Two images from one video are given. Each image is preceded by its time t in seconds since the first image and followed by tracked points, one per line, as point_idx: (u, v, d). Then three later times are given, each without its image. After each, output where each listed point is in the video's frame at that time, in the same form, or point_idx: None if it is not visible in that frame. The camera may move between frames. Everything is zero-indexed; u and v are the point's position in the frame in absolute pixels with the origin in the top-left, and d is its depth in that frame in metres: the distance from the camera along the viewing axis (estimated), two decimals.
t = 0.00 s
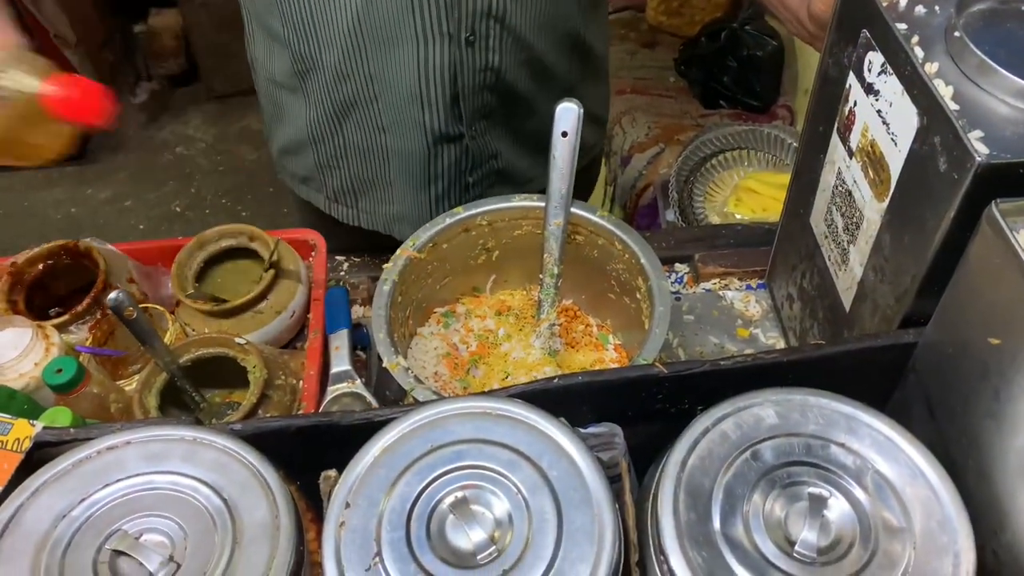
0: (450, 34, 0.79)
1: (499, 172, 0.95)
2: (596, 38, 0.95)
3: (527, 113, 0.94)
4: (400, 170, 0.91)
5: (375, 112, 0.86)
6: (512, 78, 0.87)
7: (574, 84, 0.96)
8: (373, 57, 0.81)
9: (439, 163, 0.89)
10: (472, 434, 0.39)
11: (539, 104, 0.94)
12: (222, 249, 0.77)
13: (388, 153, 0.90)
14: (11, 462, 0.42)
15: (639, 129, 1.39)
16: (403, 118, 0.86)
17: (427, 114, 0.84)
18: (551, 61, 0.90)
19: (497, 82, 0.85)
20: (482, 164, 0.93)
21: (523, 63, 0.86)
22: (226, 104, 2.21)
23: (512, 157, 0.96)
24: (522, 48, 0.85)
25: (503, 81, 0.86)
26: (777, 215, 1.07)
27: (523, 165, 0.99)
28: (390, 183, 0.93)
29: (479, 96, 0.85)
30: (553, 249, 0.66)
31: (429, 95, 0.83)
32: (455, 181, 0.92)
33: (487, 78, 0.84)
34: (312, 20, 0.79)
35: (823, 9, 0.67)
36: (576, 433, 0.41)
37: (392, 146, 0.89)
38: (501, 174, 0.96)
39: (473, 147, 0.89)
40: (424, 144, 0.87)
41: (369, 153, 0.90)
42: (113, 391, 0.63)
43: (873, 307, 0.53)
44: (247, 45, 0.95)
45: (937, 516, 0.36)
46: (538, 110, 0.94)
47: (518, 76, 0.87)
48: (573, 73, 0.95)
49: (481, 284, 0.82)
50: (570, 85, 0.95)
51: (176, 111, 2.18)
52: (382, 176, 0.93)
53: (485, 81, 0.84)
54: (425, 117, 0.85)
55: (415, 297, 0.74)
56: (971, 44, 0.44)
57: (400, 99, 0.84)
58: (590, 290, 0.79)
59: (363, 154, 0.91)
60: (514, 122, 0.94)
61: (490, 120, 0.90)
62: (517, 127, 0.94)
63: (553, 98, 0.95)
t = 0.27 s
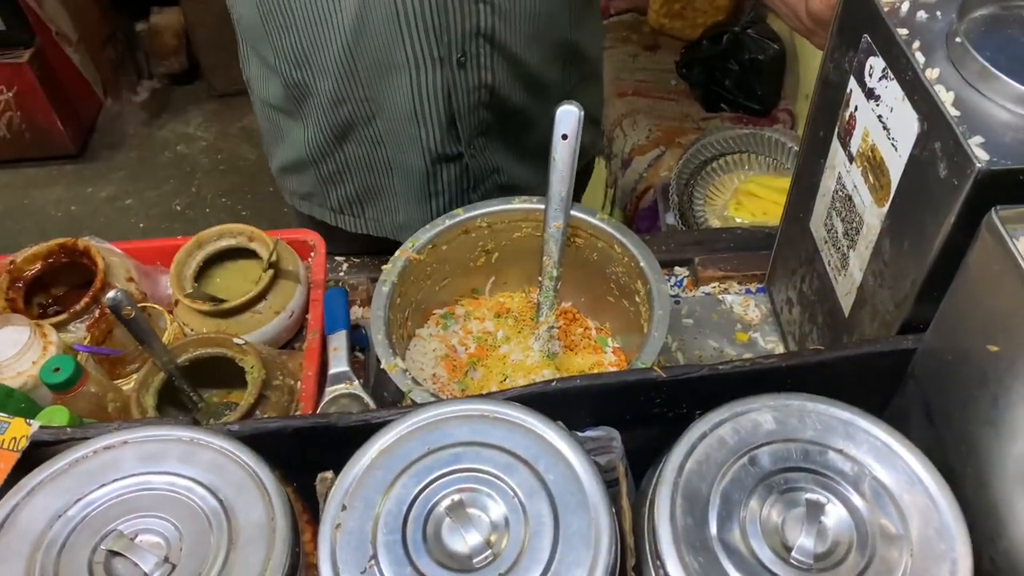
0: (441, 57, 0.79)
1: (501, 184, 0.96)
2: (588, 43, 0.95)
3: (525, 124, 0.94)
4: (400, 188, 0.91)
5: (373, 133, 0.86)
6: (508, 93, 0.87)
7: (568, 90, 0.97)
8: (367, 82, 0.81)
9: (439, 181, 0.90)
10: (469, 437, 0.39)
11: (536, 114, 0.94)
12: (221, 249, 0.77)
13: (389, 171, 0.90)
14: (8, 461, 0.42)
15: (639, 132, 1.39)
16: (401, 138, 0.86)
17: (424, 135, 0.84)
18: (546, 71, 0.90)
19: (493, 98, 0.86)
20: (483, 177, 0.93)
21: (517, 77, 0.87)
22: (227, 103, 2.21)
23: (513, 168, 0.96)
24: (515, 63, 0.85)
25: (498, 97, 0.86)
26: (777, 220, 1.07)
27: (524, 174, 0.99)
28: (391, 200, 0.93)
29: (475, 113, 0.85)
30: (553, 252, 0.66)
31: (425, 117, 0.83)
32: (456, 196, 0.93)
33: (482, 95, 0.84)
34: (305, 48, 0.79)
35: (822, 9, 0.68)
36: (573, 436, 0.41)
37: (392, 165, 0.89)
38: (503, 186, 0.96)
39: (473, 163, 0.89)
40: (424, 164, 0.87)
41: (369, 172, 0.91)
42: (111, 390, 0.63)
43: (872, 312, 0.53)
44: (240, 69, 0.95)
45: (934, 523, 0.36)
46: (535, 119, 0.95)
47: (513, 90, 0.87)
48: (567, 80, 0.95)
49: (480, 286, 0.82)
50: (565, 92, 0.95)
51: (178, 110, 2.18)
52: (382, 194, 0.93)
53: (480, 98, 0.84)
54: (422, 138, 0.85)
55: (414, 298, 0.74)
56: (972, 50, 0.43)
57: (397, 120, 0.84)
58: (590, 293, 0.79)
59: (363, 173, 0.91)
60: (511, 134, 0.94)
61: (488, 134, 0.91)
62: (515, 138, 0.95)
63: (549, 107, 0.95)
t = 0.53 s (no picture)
0: (432, 75, 0.80)
1: (503, 188, 0.97)
2: (590, 46, 0.93)
3: (525, 131, 0.94)
4: (401, 199, 0.93)
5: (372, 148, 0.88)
6: (504, 105, 0.87)
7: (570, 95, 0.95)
8: (362, 103, 0.83)
9: (438, 189, 0.92)
10: (471, 440, 0.39)
11: (537, 120, 0.94)
12: (224, 250, 0.77)
13: (389, 182, 0.92)
14: (10, 460, 0.42)
15: (643, 136, 1.39)
16: (399, 151, 0.88)
17: (420, 147, 0.86)
18: (545, 81, 0.89)
19: (488, 110, 0.86)
20: (484, 182, 0.94)
21: (512, 89, 0.87)
22: (231, 103, 2.21)
23: (515, 171, 0.97)
24: (510, 76, 0.85)
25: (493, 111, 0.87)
26: (780, 225, 1.07)
27: (527, 176, 0.99)
28: (391, 211, 0.95)
29: (471, 125, 0.86)
30: (556, 256, 0.66)
31: (420, 132, 0.84)
32: (458, 201, 0.94)
33: (477, 109, 0.85)
34: (298, 76, 0.81)
35: (823, 9, 0.68)
36: (575, 440, 0.41)
37: (392, 177, 0.91)
38: (505, 189, 0.97)
39: (470, 171, 0.91)
40: (423, 175, 0.89)
41: (370, 183, 0.93)
42: (113, 389, 0.64)
43: (875, 319, 0.53)
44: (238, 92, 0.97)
45: (935, 531, 0.36)
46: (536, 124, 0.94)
47: (511, 101, 0.87)
48: (569, 85, 0.94)
49: (483, 289, 0.82)
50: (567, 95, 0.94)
51: (181, 110, 2.19)
52: (383, 204, 0.95)
53: (476, 112, 0.85)
54: (419, 150, 0.87)
55: (416, 301, 0.74)
56: (977, 58, 0.43)
57: (394, 134, 0.86)
58: (592, 297, 0.79)
59: (363, 186, 0.93)
60: (512, 140, 0.94)
61: (487, 142, 0.92)
62: (515, 144, 0.95)
63: (551, 111, 0.94)
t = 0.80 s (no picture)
0: (429, 87, 0.80)
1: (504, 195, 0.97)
2: (592, 52, 0.92)
3: (526, 138, 0.93)
4: (402, 204, 0.94)
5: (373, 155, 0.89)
6: (504, 113, 0.87)
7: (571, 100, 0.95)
8: (362, 113, 0.83)
9: (437, 196, 0.92)
10: (477, 442, 0.39)
11: (537, 125, 0.93)
12: (231, 250, 0.78)
13: (390, 186, 0.93)
14: (19, 458, 0.42)
15: (648, 139, 1.40)
16: (398, 158, 0.88)
17: (420, 157, 0.86)
18: (545, 88, 0.89)
19: (488, 119, 0.86)
20: (484, 189, 0.94)
21: (512, 99, 0.86)
22: (237, 103, 2.22)
23: (517, 178, 0.97)
24: (509, 86, 0.84)
25: (492, 120, 0.86)
26: (786, 229, 1.07)
27: (529, 180, 0.99)
28: (393, 215, 0.96)
29: (470, 135, 0.86)
30: (561, 257, 0.66)
31: (420, 142, 0.84)
32: (458, 207, 0.94)
33: (476, 118, 0.84)
34: (298, 84, 0.82)
35: (833, 22, 0.67)
36: (580, 443, 0.41)
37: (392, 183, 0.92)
38: (506, 196, 0.97)
39: (469, 180, 0.91)
40: (422, 183, 0.89)
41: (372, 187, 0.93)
42: (119, 388, 0.64)
43: (881, 324, 0.53)
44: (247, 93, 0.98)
45: (941, 538, 0.36)
46: (537, 128, 0.94)
47: (511, 109, 0.87)
48: (570, 91, 0.93)
49: (488, 291, 0.82)
50: (569, 101, 0.94)
51: (188, 109, 2.19)
52: (385, 208, 0.96)
53: (475, 121, 0.85)
54: (418, 160, 0.86)
55: (422, 302, 0.74)
56: (986, 64, 0.43)
57: (394, 142, 0.86)
58: (597, 300, 0.79)
59: (366, 190, 0.94)
60: (513, 146, 0.94)
61: (488, 150, 0.91)
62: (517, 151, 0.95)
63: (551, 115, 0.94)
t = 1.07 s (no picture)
0: (426, 86, 0.79)
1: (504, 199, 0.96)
2: (598, 60, 0.91)
3: (526, 142, 0.93)
4: (401, 205, 0.93)
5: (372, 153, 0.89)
6: (503, 116, 0.86)
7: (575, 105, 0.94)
8: (359, 109, 0.83)
9: (435, 199, 0.91)
10: (483, 442, 0.39)
11: (539, 130, 0.93)
12: (236, 249, 0.78)
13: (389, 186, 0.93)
14: (24, 456, 0.44)
15: (654, 140, 1.40)
16: (397, 157, 0.88)
17: (417, 156, 0.85)
18: (546, 92, 0.88)
19: (486, 121, 0.85)
20: (484, 194, 0.94)
21: (511, 101, 0.85)
22: (243, 102, 2.22)
23: (517, 183, 0.96)
24: (508, 88, 0.84)
25: (490, 123, 0.86)
26: (792, 230, 1.06)
27: (531, 187, 0.99)
28: (393, 215, 0.96)
29: (468, 136, 0.86)
30: (567, 257, 0.65)
31: (416, 142, 0.84)
32: (457, 210, 0.94)
33: (474, 120, 0.84)
34: (298, 78, 0.82)
35: (841, 19, 0.67)
36: (587, 444, 0.41)
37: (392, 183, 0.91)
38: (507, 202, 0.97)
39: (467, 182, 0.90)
40: (420, 183, 0.89)
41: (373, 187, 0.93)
42: (124, 387, 0.64)
43: (889, 326, 0.52)
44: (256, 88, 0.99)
45: (950, 542, 0.35)
46: (538, 133, 0.93)
47: (510, 112, 0.86)
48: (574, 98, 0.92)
49: (493, 291, 0.82)
50: (571, 107, 0.93)
51: (193, 108, 2.20)
52: (385, 207, 0.96)
53: (472, 122, 0.84)
54: (416, 159, 0.86)
55: (427, 302, 0.74)
56: (997, 65, 0.43)
57: (392, 141, 0.86)
58: (603, 301, 0.79)
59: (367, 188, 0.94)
60: (513, 151, 0.93)
61: (488, 153, 0.91)
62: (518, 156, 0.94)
63: (552, 121, 0.93)
